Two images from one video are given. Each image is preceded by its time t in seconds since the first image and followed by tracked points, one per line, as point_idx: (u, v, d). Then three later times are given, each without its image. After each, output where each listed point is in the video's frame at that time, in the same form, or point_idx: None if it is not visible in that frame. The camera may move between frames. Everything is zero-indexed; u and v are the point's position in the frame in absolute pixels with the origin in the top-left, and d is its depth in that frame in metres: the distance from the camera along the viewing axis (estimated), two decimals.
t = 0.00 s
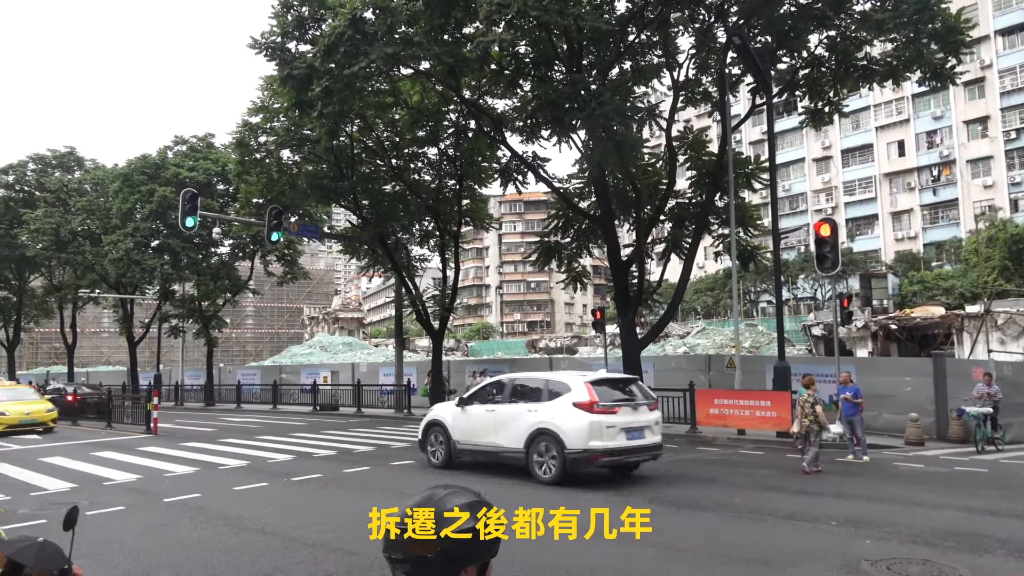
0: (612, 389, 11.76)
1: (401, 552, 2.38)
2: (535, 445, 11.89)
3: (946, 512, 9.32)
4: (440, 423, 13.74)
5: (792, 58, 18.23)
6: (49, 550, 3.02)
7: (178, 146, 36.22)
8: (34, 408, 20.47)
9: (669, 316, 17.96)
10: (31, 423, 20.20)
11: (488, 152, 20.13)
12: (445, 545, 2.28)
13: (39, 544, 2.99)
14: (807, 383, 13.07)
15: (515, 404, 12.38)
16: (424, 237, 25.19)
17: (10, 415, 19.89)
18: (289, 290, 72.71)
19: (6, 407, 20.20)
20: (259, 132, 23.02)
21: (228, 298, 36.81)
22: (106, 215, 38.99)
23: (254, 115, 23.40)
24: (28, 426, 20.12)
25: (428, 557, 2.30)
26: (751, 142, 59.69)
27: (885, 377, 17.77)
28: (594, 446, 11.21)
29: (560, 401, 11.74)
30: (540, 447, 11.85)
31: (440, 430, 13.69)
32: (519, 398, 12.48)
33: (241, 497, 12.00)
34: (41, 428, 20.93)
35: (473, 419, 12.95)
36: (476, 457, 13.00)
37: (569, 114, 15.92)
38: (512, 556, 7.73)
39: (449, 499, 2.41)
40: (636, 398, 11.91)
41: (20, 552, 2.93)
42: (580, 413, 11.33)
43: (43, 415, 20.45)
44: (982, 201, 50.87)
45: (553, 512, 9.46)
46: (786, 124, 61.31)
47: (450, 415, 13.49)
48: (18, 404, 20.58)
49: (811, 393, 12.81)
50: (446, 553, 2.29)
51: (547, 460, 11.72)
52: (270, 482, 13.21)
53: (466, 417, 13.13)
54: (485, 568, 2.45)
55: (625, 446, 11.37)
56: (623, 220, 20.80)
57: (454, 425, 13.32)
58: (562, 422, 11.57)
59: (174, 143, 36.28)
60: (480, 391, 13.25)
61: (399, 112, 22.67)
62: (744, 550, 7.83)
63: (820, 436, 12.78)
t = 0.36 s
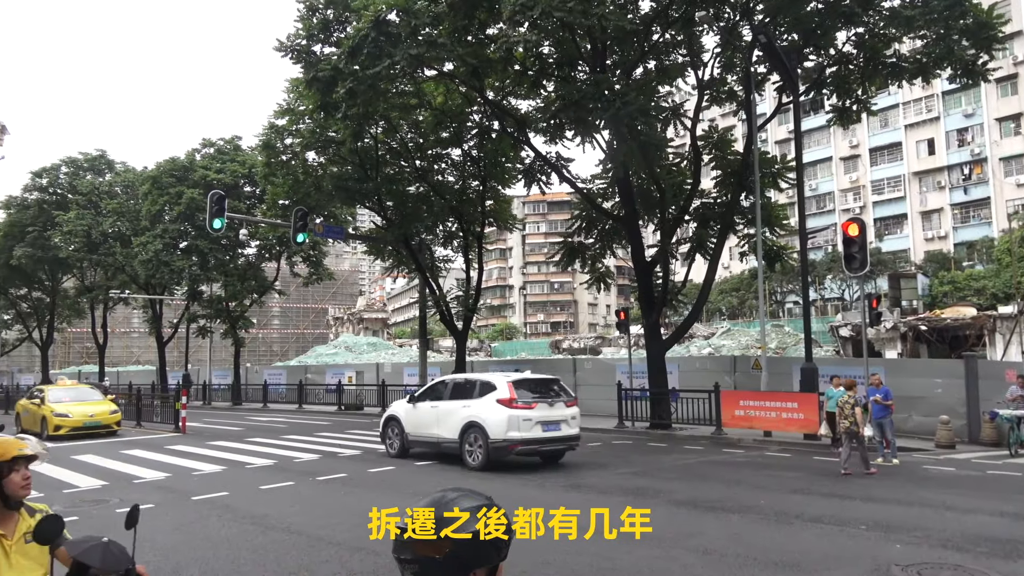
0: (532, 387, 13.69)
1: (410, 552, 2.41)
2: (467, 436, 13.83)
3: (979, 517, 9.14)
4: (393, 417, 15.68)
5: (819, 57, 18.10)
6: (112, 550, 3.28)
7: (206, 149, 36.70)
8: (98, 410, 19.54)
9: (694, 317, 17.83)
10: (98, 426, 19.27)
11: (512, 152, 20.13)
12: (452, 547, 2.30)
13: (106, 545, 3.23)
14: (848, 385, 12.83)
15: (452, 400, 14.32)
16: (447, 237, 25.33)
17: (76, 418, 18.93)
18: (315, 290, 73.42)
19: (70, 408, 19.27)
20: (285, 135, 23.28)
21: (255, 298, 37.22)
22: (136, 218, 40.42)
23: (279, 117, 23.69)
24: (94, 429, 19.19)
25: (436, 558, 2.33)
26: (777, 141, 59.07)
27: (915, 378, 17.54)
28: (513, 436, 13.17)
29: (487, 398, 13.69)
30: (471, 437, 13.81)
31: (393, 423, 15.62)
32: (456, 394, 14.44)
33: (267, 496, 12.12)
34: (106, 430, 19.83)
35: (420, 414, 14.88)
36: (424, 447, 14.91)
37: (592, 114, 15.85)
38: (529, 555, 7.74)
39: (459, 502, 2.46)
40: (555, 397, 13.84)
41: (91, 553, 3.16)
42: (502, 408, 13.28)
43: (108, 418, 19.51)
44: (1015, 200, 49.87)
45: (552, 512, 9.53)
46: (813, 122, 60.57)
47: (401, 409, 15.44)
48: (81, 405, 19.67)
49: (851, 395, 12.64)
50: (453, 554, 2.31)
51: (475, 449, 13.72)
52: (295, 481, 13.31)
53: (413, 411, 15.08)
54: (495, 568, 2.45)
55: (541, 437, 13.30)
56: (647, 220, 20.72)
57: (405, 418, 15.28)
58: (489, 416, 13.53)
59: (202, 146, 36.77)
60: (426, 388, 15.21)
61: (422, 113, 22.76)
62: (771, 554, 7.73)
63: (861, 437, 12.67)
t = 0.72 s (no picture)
0: (475, 388, 15.44)
1: (421, 554, 2.48)
2: (421, 431, 15.57)
3: (1013, 519, 8.98)
4: (363, 415, 17.43)
5: (845, 53, 17.96)
6: (175, 554, 3.50)
7: (232, 154, 37.18)
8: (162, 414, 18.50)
9: (719, 318, 17.70)
10: (161, 432, 18.21)
11: (534, 154, 20.13)
12: (465, 548, 2.39)
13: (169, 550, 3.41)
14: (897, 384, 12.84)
15: (409, 399, 16.05)
16: (471, 239, 25.42)
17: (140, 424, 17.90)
18: (340, 293, 74.05)
19: (132, 414, 18.23)
20: (309, 140, 23.52)
21: (281, 302, 37.62)
22: (164, 223, 40.61)
23: (304, 122, 23.96)
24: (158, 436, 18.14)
25: (449, 560, 2.42)
26: (802, 138, 58.44)
27: (947, 378, 17.30)
28: (458, 430, 14.91)
29: (438, 397, 15.44)
30: (424, 432, 15.55)
31: (363, 420, 17.39)
32: (413, 394, 16.21)
33: (294, 498, 12.24)
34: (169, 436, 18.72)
35: (384, 412, 16.64)
36: (389, 442, 16.61)
37: (615, 114, 15.83)
38: (550, 556, 7.77)
39: (472, 504, 2.53)
40: (496, 396, 15.57)
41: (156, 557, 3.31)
42: (448, 405, 15.04)
43: (171, 423, 18.46)
44: None
45: (551, 512, 9.63)
46: (839, 119, 59.81)
47: (369, 408, 17.19)
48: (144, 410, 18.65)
49: (898, 395, 12.57)
50: (466, 555, 2.40)
51: (427, 441, 15.47)
52: (321, 483, 13.44)
53: (379, 410, 16.82)
54: (507, 566, 2.54)
55: (483, 430, 15.01)
56: (671, 220, 20.65)
57: (372, 416, 17.07)
58: (437, 412, 15.28)
59: (228, 151, 37.25)
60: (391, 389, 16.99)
61: (445, 116, 22.85)
62: (800, 556, 7.64)
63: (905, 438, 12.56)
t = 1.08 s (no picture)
0: (439, 388, 16.98)
1: (459, 556, 2.60)
2: (390, 427, 17.15)
3: None
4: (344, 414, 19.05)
5: (872, 48, 17.75)
6: (230, 557, 3.44)
7: (257, 159, 37.62)
8: (227, 420, 17.57)
9: (745, 317, 17.52)
10: (228, 440, 17.26)
11: (557, 154, 20.12)
12: (502, 549, 2.50)
13: (225, 551, 3.43)
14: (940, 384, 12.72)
15: (381, 399, 17.64)
16: (494, 241, 25.47)
17: (206, 431, 16.96)
18: (364, 296, 74.57)
19: (197, 420, 17.30)
20: (333, 144, 23.70)
21: (307, 305, 37.96)
22: (192, 228, 41.22)
23: (328, 126, 24.15)
24: (224, 443, 17.20)
25: (485, 561, 2.52)
26: (828, 135, 57.73)
27: (979, 377, 17.05)
28: (421, 426, 16.44)
29: (405, 397, 17.01)
30: (393, 428, 17.11)
31: (345, 418, 19.01)
32: (386, 394, 17.79)
33: (323, 499, 12.35)
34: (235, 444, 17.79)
35: (361, 411, 18.24)
36: (366, 438, 18.18)
37: (638, 114, 15.80)
38: (577, 557, 7.78)
39: (508, 509, 2.65)
40: (457, 396, 17.09)
41: (208, 557, 3.34)
42: (412, 404, 16.61)
43: (237, 430, 17.51)
44: None
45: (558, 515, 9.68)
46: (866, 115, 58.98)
47: (349, 407, 18.80)
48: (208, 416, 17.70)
49: (943, 394, 12.43)
50: (502, 556, 2.50)
51: (395, 436, 17.01)
52: (349, 484, 13.55)
53: (358, 409, 18.41)
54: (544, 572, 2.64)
55: (444, 427, 16.57)
56: (695, 219, 20.54)
57: (352, 414, 18.67)
58: (404, 410, 16.84)
59: (254, 156, 37.70)
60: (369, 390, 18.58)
61: (467, 118, 22.91)
62: (831, 557, 7.56)
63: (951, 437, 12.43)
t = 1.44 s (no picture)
0: (411, 388, 18.51)
1: (493, 555, 2.62)
2: (368, 425, 18.73)
3: None
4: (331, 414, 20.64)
5: (899, 42, 17.48)
6: (273, 558, 3.46)
7: (281, 164, 38.00)
8: (294, 425, 16.42)
9: (770, 317, 17.33)
10: (295, 446, 16.09)
11: (579, 155, 20.08)
12: (537, 548, 2.51)
13: (270, 552, 3.46)
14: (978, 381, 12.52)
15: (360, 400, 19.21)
16: (517, 242, 25.52)
17: (272, 438, 15.80)
18: (388, 298, 75.07)
19: (262, 426, 16.16)
20: (355, 147, 23.90)
21: (331, 307, 38.27)
22: (218, 232, 41.82)
23: (351, 130, 24.33)
24: (291, 450, 16.04)
25: (519, 562, 2.53)
26: (853, 132, 57.04)
27: (1013, 377, 16.76)
28: (393, 423, 18.01)
29: (381, 397, 18.58)
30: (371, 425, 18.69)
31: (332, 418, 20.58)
32: (366, 395, 19.36)
33: (348, 500, 12.42)
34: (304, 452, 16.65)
35: (345, 410, 19.82)
36: (349, 434, 19.80)
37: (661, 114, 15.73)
38: (602, 560, 7.74)
39: (544, 511, 2.65)
40: (428, 396, 18.61)
41: (254, 558, 3.37)
42: (386, 402, 18.14)
43: (305, 435, 16.33)
44: None
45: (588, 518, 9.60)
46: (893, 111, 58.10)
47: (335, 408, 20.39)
48: (273, 420, 16.55)
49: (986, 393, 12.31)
50: (536, 558, 2.51)
51: (373, 433, 18.61)
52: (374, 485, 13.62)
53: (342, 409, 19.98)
54: None
55: (415, 422, 18.14)
56: (719, 218, 20.39)
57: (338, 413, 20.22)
58: (380, 409, 18.41)
59: (278, 160, 38.09)
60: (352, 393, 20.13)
61: (489, 120, 22.94)
62: (861, 561, 7.44)
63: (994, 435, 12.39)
